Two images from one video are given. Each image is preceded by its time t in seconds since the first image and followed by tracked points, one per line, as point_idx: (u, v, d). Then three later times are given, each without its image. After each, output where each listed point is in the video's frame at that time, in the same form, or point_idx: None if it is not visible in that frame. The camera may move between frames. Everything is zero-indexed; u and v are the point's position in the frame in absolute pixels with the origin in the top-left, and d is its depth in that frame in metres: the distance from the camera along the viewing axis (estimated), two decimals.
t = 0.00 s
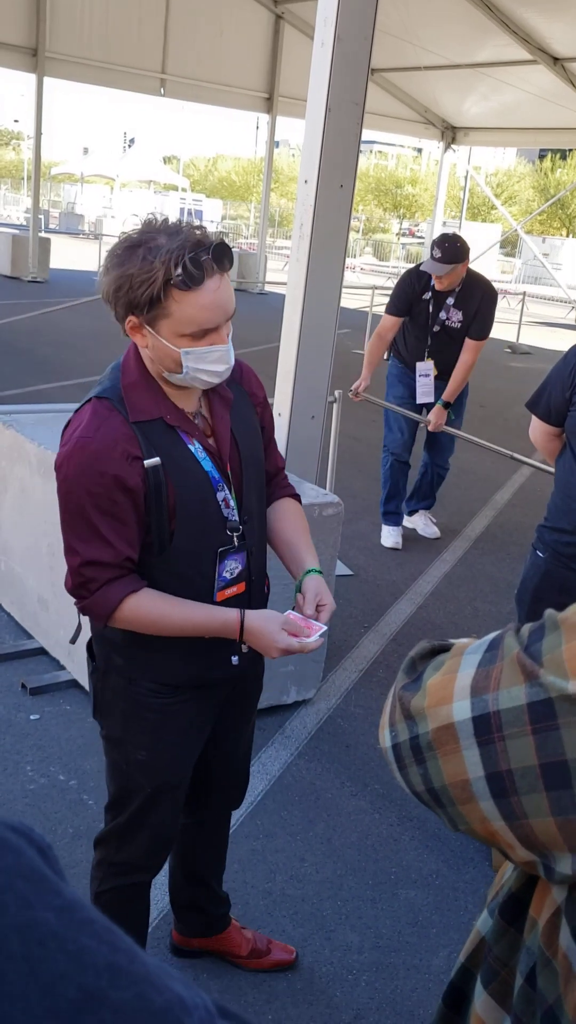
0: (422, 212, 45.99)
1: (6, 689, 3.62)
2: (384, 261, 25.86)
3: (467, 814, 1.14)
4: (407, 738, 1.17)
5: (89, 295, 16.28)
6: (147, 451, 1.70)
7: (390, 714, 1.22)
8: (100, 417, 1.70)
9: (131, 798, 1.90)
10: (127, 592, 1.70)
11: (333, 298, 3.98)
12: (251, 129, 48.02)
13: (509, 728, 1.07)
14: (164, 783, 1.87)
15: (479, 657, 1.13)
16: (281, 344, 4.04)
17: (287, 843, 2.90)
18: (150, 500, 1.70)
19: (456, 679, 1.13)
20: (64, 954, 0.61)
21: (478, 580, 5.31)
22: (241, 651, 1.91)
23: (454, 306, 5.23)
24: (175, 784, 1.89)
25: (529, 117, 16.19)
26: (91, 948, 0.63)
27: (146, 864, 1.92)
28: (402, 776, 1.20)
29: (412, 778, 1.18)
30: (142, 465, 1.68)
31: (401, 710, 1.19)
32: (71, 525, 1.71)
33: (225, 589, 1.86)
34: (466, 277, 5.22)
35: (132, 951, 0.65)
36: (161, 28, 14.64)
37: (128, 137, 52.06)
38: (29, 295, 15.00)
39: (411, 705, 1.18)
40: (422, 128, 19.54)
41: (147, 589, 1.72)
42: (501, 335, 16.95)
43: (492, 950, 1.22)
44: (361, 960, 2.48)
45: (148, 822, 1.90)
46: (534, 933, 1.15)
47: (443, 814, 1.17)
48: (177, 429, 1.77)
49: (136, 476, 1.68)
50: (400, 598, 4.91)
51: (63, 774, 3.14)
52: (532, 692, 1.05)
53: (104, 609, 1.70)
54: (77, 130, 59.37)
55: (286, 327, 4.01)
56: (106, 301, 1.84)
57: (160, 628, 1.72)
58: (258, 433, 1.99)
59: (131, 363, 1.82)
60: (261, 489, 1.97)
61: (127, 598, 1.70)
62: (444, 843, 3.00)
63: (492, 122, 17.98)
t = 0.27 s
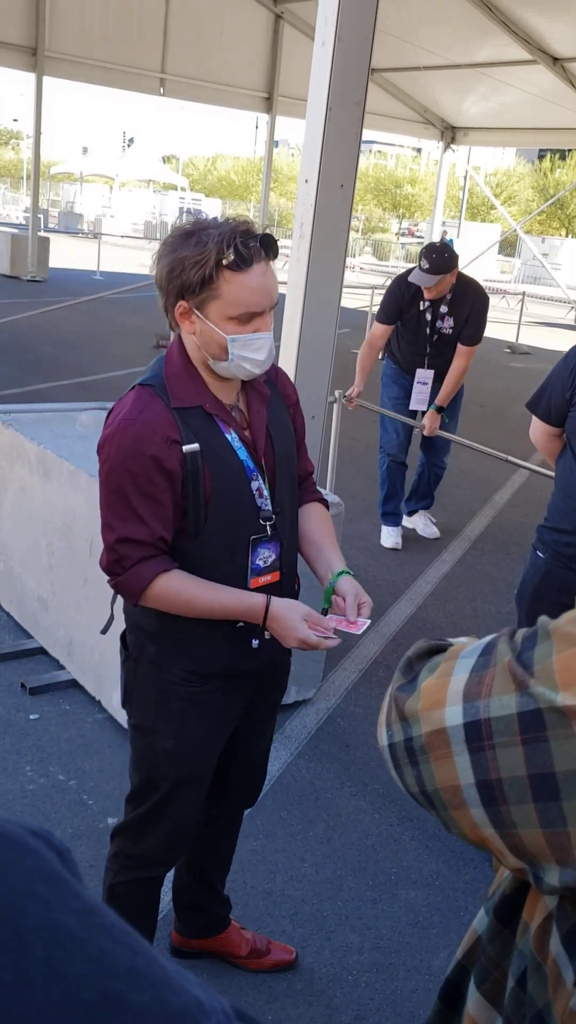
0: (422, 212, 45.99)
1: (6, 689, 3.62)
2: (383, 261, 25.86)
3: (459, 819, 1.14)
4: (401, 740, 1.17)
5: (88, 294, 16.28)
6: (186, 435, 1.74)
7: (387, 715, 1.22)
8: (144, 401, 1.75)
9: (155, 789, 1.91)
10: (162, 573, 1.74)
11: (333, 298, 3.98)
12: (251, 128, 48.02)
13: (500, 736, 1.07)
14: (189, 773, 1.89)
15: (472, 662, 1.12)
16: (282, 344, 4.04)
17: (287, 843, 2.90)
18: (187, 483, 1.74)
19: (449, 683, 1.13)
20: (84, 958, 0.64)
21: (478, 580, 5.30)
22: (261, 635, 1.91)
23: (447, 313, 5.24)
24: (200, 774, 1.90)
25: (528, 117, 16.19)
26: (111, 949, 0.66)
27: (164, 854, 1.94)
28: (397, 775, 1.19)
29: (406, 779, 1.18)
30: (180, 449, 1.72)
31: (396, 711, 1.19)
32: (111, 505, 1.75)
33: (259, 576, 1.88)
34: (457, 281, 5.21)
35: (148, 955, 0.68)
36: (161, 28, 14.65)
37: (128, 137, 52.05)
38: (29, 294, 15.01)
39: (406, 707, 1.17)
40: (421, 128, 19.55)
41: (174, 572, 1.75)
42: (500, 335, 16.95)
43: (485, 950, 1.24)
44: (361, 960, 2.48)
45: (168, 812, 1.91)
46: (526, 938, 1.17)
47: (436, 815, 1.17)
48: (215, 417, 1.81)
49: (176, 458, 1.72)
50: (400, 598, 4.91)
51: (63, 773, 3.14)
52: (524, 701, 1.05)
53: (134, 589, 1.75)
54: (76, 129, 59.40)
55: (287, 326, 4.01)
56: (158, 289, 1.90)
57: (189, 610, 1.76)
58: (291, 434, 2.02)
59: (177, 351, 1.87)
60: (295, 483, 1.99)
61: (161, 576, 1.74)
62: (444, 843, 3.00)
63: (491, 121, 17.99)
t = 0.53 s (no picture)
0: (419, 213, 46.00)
1: (7, 687, 3.61)
2: (380, 261, 25.85)
3: (455, 816, 1.14)
4: (400, 734, 1.18)
5: (86, 293, 16.25)
6: (228, 420, 1.83)
7: (388, 708, 1.22)
8: (192, 387, 1.84)
9: (192, 778, 2.00)
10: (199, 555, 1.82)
11: (333, 298, 3.98)
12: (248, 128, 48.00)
13: (497, 735, 1.07)
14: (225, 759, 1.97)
15: (471, 658, 1.13)
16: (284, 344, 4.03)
17: (289, 840, 2.91)
18: (226, 468, 1.83)
19: (447, 678, 1.13)
20: (148, 944, 0.66)
21: (478, 580, 5.31)
22: (284, 621, 1.96)
23: (441, 314, 5.24)
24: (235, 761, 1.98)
25: (526, 117, 16.20)
26: (175, 936, 0.68)
27: (202, 840, 2.04)
28: (397, 767, 1.19)
29: (405, 774, 1.18)
30: (223, 435, 1.81)
31: (396, 705, 1.19)
32: (152, 487, 1.84)
33: (301, 562, 1.96)
34: (453, 281, 5.20)
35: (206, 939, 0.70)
36: (159, 28, 14.63)
37: (125, 137, 51.99)
38: (26, 294, 14.98)
39: (404, 702, 1.18)
40: (419, 128, 19.55)
41: (208, 554, 1.83)
42: (498, 335, 16.94)
43: (483, 946, 1.26)
44: (363, 958, 2.49)
45: (204, 799, 2.01)
46: (524, 935, 1.19)
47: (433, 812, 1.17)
48: (255, 407, 1.89)
49: (218, 442, 1.81)
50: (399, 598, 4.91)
51: (65, 772, 3.13)
52: (520, 699, 1.05)
53: (161, 563, 1.82)
54: (73, 129, 59.35)
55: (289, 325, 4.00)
56: (215, 277, 1.98)
57: (207, 590, 1.83)
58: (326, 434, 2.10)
59: (226, 340, 1.96)
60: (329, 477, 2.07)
61: (198, 556, 1.82)
62: (447, 842, 3.00)
63: (488, 122, 18.01)
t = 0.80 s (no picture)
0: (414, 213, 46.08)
1: (6, 686, 3.61)
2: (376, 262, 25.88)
3: (447, 813, 1.15)
4: (396, 730, 1.19)
5: (81, 293, 16.25)
6: (255, 415, 1.86)
7: (386, 705, 1.23)
8: (220, 381, 1.88)
9: (225, 775, 2.02)
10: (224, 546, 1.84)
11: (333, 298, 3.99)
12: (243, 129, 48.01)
13: (488, 728, 1.08)
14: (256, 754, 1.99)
15: (468, 653, 1.15)
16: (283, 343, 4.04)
17: (290, 838, 2.91)
18: (251, 463, 1.85)
19: (443, 673, 1.15)
20: (219, 926, 0.66)
21: (475, 580, 5.32)
22: (302, 618, 1.98)
23: (435, 313, 5.25)
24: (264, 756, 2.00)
25: (522, 119, 16.25)
26: (238, 922, 0.68)
27: (240, 838, 2.06)
28: (395, 766, 1.20)
29: (402, 771, 1.19)
30: (250, 428, 1.84)
31: (393, 702, 1.20)
32: (176, 477, 1.87)
33: (320, 562, 1.97)
34: (446, 281, 5.20)
35: (265, 927, 0.70)
36: (155, 28, 14.64)
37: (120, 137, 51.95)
38: (21, 293, 14.96)
39: (401, 698, 1.19)
40: (415, 129, 19.59)
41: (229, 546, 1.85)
42: (493, 336, 16.97)
43: (477, 950, 1.28)
44: (364, 955, 2.50)
45: (240, 795, 2.02)
46: (516, 937, 1.21)
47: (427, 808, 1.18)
48: (282, 405, 1.92)
49: (244, 436, 1.84)
50: (397, 597, 4.92)
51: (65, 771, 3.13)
52: (512, 693, 1.06)
53: (181, 553, 1.84)
54: (68, 128, 59.30)
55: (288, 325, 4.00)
56: (252, 276, 2.03)
57: (225, 582, 1.84)
58: (349, 437, 2.12)
59: (257, 338, 2.00)
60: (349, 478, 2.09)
61: (222, 546, 1.84)
62: (447, 841, 3.01)
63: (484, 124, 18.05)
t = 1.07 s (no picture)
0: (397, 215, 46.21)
1: None
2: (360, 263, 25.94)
3: (439, 821, 1.13)
4: (390, 739, 1.17)
5: (66, 293, 16.22)
6: (262, 425, 1.87)
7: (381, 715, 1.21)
8: (227, 390, 1.89)
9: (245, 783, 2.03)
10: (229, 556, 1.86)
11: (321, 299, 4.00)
12: (228, 130, 48.04)
13: (475, 730, 1.06)
14: (268, 763, 2.01)
15: (458, 659, 1.13)
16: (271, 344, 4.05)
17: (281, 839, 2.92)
18: (256, 473, 1.86)
19: (433, 681, 1.13)
20: (270, 917, 0.70)
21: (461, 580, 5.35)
22: (304, 628, 1.99)
23: (415, 299, 5.30)
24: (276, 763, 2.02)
25: (506, 122, 16.34)
26: (287, 914, 0.72)
27: (253, 845, 2.08)
28: (389, 777, 1.19)
29: (396, 781, 1.18)
30: (257, 438, 1.85)
31: (387, 711, 1.19)
32: (182, 486, 1.89)
33: (328, 571, 1.99)
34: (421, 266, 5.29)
35: (311, 920, 0.75)
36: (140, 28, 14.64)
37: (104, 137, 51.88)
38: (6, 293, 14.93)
39: (395, 707, 1.17)
40: (399, 132, 19.67)
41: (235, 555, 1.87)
42: (477, 338, 17.06)
43: (473, 965, 1.25)
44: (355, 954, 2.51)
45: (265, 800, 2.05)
46: (510, 949, 1.17)
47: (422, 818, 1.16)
48: (290, 415, 1.93)
49: (250, 446, 1.85)
50: (384, 598, 4.94)
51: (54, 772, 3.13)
52: (498, 695, 1.04)
53: (186, 562, 1.86)
54: (52, 128, 59.14)
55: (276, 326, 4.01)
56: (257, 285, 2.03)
57: (233, 593, 1.86)
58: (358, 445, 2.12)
59: (265, 347, 2.01)
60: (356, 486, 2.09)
61: (227, 556, 1.86)
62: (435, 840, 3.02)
63: (468, 127, 18.15)
